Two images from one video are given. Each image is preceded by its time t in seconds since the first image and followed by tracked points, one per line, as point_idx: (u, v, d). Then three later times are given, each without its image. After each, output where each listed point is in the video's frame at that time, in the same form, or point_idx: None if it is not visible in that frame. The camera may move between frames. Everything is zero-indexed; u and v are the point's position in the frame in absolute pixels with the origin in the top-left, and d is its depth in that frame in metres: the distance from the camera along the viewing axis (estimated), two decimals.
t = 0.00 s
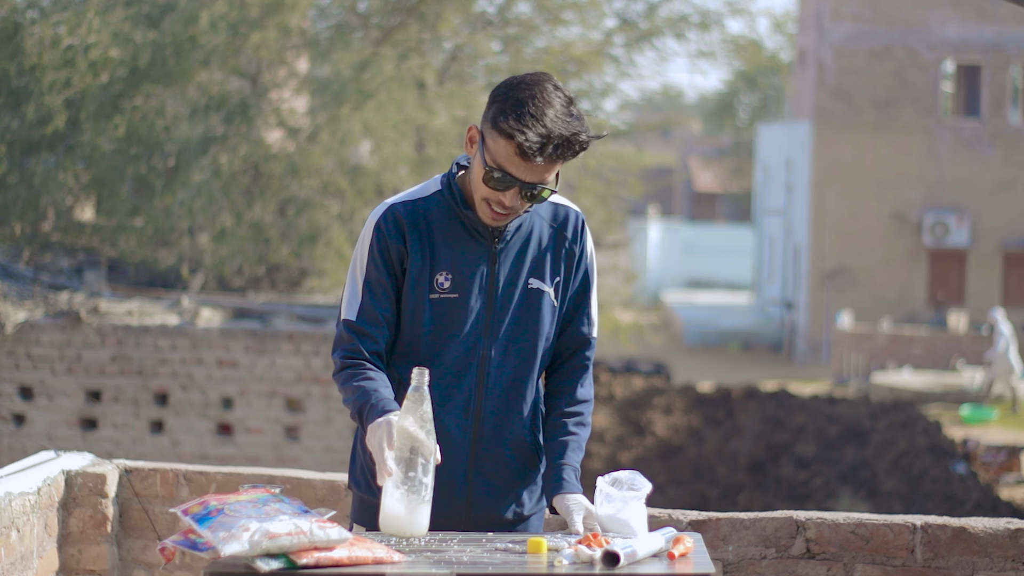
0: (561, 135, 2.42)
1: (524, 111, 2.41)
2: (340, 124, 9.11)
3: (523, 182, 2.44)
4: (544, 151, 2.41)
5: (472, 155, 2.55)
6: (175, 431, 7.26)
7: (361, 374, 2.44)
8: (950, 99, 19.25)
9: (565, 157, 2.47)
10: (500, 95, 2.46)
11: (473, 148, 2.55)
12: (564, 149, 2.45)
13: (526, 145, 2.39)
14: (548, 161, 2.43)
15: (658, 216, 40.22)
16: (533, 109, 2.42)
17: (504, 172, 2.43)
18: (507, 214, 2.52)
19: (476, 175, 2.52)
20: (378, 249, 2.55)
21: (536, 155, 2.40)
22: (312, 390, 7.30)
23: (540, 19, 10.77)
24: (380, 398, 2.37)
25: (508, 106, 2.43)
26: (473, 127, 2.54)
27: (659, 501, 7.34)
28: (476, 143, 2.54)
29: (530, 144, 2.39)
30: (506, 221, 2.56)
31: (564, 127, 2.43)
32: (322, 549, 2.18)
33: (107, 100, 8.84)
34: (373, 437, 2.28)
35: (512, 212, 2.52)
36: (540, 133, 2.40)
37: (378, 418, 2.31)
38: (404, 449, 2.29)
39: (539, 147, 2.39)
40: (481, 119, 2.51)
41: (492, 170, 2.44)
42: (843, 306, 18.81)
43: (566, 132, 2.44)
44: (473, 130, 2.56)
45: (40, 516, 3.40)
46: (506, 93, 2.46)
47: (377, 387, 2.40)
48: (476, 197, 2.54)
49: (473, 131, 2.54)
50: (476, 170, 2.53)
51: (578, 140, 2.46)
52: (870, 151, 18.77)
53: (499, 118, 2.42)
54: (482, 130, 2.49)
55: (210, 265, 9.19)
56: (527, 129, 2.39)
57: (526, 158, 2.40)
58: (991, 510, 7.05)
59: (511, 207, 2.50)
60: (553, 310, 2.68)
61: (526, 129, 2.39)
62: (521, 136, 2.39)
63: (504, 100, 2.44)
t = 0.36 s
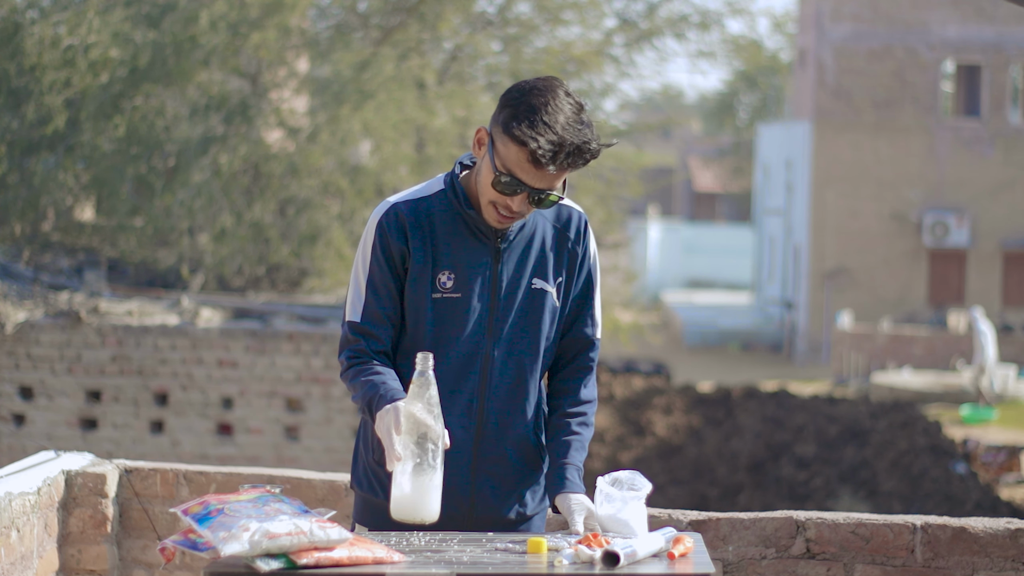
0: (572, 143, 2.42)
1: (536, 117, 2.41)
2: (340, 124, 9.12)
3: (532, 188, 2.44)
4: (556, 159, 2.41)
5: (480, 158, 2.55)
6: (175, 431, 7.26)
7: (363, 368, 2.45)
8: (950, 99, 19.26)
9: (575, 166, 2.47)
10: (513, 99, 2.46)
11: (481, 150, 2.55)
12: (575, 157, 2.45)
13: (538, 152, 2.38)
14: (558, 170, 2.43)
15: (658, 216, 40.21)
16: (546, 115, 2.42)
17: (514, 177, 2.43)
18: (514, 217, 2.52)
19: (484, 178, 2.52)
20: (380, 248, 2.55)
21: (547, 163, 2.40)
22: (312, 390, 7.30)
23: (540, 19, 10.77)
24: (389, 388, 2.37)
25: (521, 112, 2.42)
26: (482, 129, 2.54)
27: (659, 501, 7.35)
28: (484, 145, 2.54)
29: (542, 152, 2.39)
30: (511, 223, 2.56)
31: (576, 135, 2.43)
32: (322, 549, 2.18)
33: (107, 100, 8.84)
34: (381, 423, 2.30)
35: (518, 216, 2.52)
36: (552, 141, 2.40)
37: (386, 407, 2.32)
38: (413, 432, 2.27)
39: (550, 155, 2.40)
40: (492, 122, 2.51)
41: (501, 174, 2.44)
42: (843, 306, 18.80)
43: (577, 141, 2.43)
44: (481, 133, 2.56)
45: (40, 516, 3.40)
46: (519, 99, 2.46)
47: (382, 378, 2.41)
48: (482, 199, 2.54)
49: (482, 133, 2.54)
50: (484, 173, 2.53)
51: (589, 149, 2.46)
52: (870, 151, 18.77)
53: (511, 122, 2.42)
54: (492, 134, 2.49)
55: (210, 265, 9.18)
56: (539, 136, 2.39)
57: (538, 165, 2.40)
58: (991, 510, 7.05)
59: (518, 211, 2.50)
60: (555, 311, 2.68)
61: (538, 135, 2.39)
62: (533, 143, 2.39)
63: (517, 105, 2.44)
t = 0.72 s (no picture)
0: (585, 145, 2.43)
1: (550, 118, 2.41)
2: (340, 124, 9.12)
3: (544, 189, 2.44)
4: (569, 162, 2.41)
5: (491, 158, 2.54)
6: (175, 431, 7.26)
7: (364, 366, 2.45)
8: (950, 99, 19.28)
9: (586, 169, 2.48)
10: (526, 101, 2.46)
11: (492, 150, 2.54)
12: (588, 159, 2.45)
13: (552, 153, 2.39)
14: (570, 172, 2.43)
15: (658, 216, 40.18)
16: (559, 117, 2.42)
17: (526, 178, 2.43)
18: (522, 219, 2.52)
19: (495, 179, 2.52)
20: (386, 245, 2.55)
21: (560, 164, 2.41)
22: (312, 390, 7.30)
23: (540, 19, 10.77)
24: (383, 387, 2.38)
25: (536, 113, 2.42)
26: (493, 129, 2.53)
27: (659, 501, 7.36)
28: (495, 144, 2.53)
29: (557, 153, 2.39)
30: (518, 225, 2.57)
31: (588, 137, 2.44)
32: (322, 549, 2.18)
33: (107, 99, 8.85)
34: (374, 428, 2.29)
35: (526, 217, 2.52)
36: (566, 142, 2.40)
37: (379, 408, 2.31)
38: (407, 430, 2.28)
39: (564, 156, 2.40)
40: (503, 122, 2.50)
41: (513, 174, 2.44)
42: (843, 306, 18.80)
43: (591, 143, 2.44)
44: (491, 133, 2.55)
45: (40, 516, 3.40)
46: (532, 100, 2.46)
47: (381, 377, 2.41)
48: (492, 200, 2.54)
49: (493, 133, 2.53)
50: (495, 173, 2.53)
51: (601, 152, 2.46)
52: (870, 151, 18.77)
53: (524, 124, 2.42)
54: (504, 134, 2.48)
55: (210, 265, 9.18)
56: (554, 137, 2.39)
57: (551, 167, 2.41)
58: (991, 510, 7.05)
59: (527, 212, 2.50)
60: (558, 314, 2.69)
61: (552, 137, 2.39)
62: (547, 144, 2.39)
63: (531, 106, 2.45)
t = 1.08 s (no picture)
0: (585, 140, 2.43)
1: (548, 116, 2.41)
2: (340, 124, 9.12)
3: (547, 187, 2.45)
4: (570, 157, 2.42)
5: (489, 159, 2.54)
6: (175, 431, 7.25)
7: (360, 363, 2.44)
8: (950, 99, 19.28)
9: (586, 162, 2.49)
10: (520, 100, 2.46)
11: (489, 151, 2.54)
12: (587, 152, 2.46)
13: (554, 152, 2.40)
14: (572, 167, 2.44)
15: (658, 216, 40.18)
16: (556, 114, 2.42)
17: (529, 178, 2.44)
18: (524, 218, 2.53)
19: (494, 179, 2.52)
20: (383, 246, 2.54)
21: (563, 162, 2.42)
22: (312, 390, 7.31)
23: (540, 19, 10.76)
24: (384, 384, 2.37)
25: (532, 113, 2.42)
26: (488, 130, 2.53)
27: (659, 501, 7.37)
28: (492, 145, 2.53)
29: (559, 151, 2.40)
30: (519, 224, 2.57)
31: (586, 131, 2.44)
32: (322, 549, 2.18)
33: (107, 100, 8.85)
34: (388, 432, 2.26)
35: (530, 215, 2.52)
36: (566, 139, 2.41)
37: (386, 408, 2.30)
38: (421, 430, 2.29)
39: (566, 153, 2.41)
40: (498, 123, 2.50)
41: (514, 174, 2.44)
42: (843, 306, 18.79)
43: (589, 137, 2.44)
44: (486, 134, 2.55)
45: (40, 516, 3.40)
46: (526, 99, 2.45)
47: (380, 375, 2.40)
48: (493, 200, 2.53)
49: (488, 134, 2.53)
50: (494, 174, 2.52)
51: (600, 144, 2.47)
52: (870, 151, 18.77)
53: (522, 123, 2.42)
54: (501, 135, 2.48)
55: (210, 265, 9.18)
56: (553, 135, 2.40)
57: (554, 164, 2.41)
58: (991, 510, 7.05)
59: (531, 211, 2.51)
60: (556, 313, 2.69)
61: (552, 135, 2.40)
62: (548, 143, 2.39)
63: (525, 105, 2.44)
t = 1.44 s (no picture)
0: (582, 133, 2.44)
1: (546, 108, 2.43)
2: (340, 124, 9.13)
3: (544, 179, 2.45)
4: (568, 149, 2.43)
5: (487, 153, 2.54)
6: (175, 431, 7.25)
7: (366, 364, 2.42)
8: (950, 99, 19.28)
9: (583, 157, 2.49)
10: (519, 94, 2.47)
11: (488, 145, 2.55)
12: (584, 146, 2.47)
13: (552, 143, 2.40)
14: (569, 159, 2.45)
15: (658, 216, 40.19)
16: (555, 106, 2.44)
17: (526, 170, 2.44)
18: (522, 212, 2.53)
19: (492, 172, 2.52)
20: (383, 244, 2.54)
21: (561, 154, 2.42)
22: (312, 390, 7.31)
23: (540, 19, 10.76)
24: (391, 383, 2.34)
25: (531, 104, 2.43)
26: (487, 124, 2.54)
27: (659, 501, 7.39)
28: (491, 139, 2.54)
29: (557, 143, 2.41)
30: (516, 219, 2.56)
31: (584, 124, 2.45)
32: (322, 549, 2.18)
33: (107, 100, 8.85)
34: (395, 421, 2.22)
35: (528, 209, 2.52)
36: (564, 131, 2.42)
37: (393, 404, 2.27)
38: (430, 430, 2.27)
39: (564, 145, 2.42)
40: (497, 116, 2.51)
41: (511, 166, 2.44)
42: (843, 306, 18.79)
43: (587, 130, 2.45)
44: (486, 128, 2.56)
45: (40, 516, 3.40)
46: (525, 92, 2.47)
47: (386, 375, 2.38)
48: (491, 194, 2.53)
49: (487, 128, 2.54)
50: (491, 168, 2.52)
51: (598, 138, 2.48)
52: (870, 151, 18.77)
53: (520, 115, 2.43)
54: (499, 127, 2.49)
55: (210, 265, 9.18)
56: (551, 126, 2.41)
57: (551, 156, 2.42)
58: (991, 510, 7.05)
59: (528, 204, 2.51)
60: (553, 313, 2.70)
61: (550, 126, 2.41)
62: (546, 134, 2.40)
63: (524, 98, 2.46)
